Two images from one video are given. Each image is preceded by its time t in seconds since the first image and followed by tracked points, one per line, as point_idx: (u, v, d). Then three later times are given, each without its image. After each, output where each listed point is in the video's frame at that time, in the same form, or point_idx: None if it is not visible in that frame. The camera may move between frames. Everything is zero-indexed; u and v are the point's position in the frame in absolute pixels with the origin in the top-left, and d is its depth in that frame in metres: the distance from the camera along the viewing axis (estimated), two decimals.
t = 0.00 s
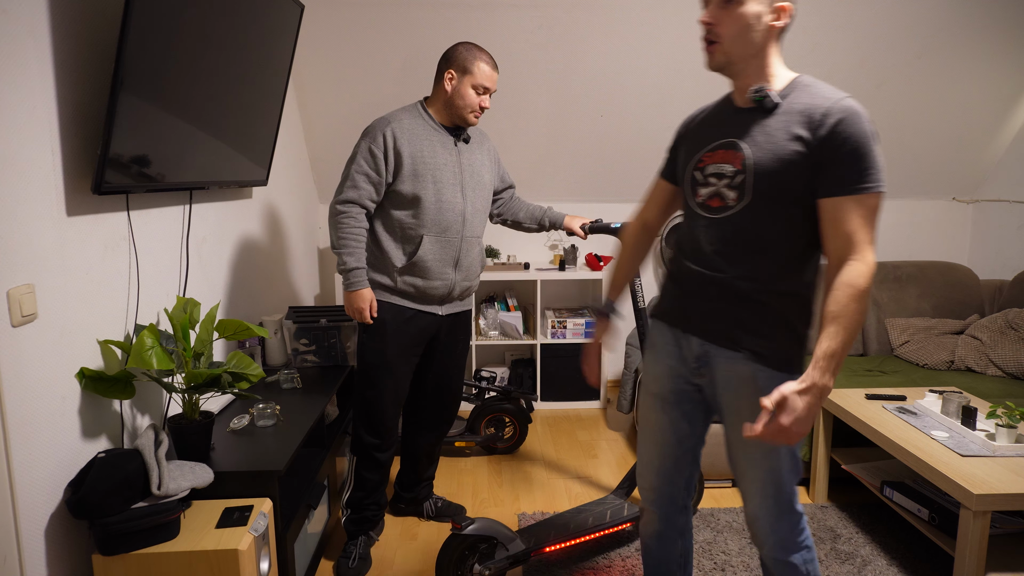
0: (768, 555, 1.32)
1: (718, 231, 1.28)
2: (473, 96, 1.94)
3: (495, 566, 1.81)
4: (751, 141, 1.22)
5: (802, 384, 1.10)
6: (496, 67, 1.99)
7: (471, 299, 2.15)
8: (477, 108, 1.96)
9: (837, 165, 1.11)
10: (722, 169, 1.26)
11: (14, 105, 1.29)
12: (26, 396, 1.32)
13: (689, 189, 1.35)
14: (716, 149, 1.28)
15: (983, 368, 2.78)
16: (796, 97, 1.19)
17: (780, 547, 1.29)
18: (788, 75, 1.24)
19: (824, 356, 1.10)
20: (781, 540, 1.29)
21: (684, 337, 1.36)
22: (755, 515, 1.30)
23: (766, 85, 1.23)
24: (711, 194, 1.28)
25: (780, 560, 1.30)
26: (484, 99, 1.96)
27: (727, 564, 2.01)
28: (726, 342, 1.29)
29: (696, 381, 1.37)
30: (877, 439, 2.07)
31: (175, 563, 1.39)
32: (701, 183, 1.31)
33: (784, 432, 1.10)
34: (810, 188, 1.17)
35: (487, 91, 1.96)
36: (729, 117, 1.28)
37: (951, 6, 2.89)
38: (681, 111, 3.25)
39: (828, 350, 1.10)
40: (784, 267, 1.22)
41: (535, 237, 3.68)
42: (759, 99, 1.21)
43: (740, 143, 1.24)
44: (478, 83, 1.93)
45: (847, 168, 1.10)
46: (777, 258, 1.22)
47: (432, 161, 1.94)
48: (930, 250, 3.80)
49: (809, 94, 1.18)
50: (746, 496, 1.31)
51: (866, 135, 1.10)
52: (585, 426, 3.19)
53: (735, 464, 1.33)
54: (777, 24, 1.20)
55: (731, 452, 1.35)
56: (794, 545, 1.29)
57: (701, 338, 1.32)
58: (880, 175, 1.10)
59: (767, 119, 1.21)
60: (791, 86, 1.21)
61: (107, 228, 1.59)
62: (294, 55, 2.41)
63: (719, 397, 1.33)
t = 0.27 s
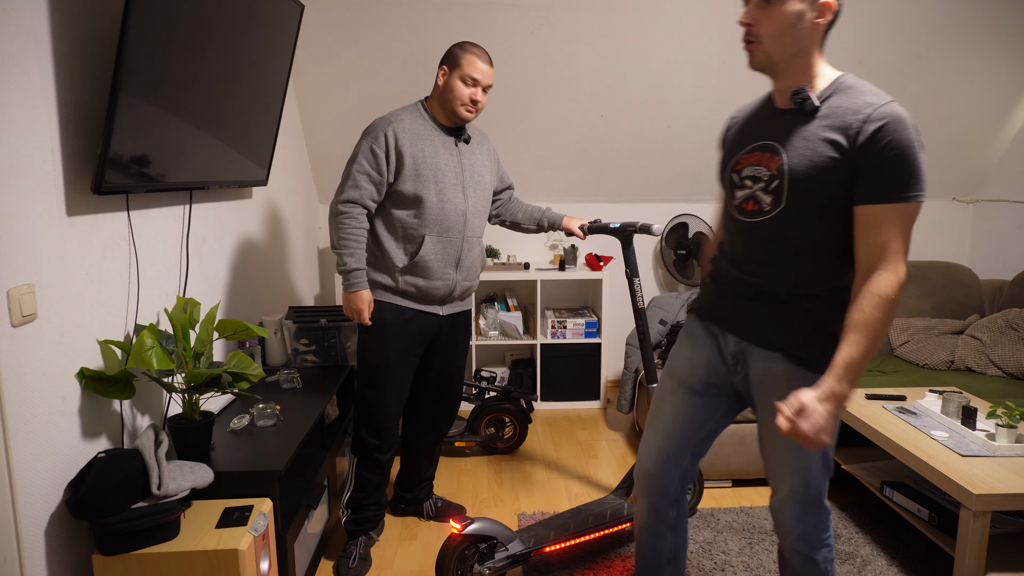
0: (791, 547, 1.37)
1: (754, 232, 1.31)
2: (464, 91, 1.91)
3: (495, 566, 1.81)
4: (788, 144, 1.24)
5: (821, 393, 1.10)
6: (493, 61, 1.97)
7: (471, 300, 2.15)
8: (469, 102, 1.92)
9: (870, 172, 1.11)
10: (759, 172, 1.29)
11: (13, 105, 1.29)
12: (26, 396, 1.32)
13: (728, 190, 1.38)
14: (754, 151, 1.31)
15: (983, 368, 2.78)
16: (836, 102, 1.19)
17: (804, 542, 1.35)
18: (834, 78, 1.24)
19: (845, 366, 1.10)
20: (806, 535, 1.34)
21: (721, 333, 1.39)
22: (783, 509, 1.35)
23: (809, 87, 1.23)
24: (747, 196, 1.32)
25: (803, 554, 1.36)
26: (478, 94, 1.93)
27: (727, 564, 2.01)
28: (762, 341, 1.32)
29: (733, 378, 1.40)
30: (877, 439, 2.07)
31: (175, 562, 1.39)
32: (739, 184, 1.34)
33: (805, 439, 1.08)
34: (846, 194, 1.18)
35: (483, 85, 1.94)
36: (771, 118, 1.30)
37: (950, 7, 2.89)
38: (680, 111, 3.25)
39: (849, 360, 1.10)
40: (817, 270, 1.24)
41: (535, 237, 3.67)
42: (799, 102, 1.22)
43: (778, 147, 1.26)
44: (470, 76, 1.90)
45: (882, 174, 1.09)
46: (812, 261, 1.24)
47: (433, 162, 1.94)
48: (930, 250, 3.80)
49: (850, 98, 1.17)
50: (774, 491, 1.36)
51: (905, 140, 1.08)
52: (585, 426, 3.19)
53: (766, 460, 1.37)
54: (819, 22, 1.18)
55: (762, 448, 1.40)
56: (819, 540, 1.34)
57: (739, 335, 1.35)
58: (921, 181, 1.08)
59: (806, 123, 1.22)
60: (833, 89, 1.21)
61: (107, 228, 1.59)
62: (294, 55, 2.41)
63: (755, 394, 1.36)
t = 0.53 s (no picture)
0: (799, 542, 1.39)
1: (775, 229, 1.30)
2: (451, 85, 1.90)
3: (495, 566, 1.81)
4: (813, 138, 1.22)
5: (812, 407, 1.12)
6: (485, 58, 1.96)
7: (471, 300, 2.14)
8: (457, 96, 1.91)
9: (879, 163, 1.06)
10: (785, 167, 1.28)
11: (13, 105, 1.29)
12: (26, 396, 1.32)
13: (757, 186, 1.37)
14: (781, 147, 1.30)
15: (983, 368, 2.78)
16: (863, 95, 1.15)
17: (811, 536, 1.37)
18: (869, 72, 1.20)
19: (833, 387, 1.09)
20: (815, 531, 1.36)
21: (739, 326, 1.41)
22: (794, 504, 1.37)
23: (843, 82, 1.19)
24: (774, 192, 1.30)
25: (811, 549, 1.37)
26: (467, 88, 1.90)
27: (727, 564, 2.01)
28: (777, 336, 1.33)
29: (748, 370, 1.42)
30: (877, 440, 2.07)
31: (175, 562, 1.39)
32: (766, 180, 1.33)
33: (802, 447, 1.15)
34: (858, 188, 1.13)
35: (472, 78, 1.91)
36: (801, 113, 1.28)
37: (950, 7, 2.89)
38: (681, 111, 3.25)
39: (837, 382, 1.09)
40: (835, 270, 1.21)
41: (535, 237, 3.67)
42: (827, 96, 1.20)
43: (802, 142, 1.24)
44: (457, 71, 1.89)
45: (888, 164, 1.04)
46: (829, 258, 1.21)
47: (434, 161, 1.94)
48: (930, 250, 3.80)
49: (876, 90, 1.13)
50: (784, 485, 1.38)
51: (917, 129, 1.03)
52: (585, 426, 3.19)
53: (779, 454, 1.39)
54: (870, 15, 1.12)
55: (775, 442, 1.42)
56: (827, 536, 1.36)
57: (756, 328, 1.36)
58: (935, 174, 1.01)
59: (832, 117, 1.19)
60: (865, 82, 1.17)
61: (107, 228, 1.59)
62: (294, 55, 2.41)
63: (769, 388, 1.38)
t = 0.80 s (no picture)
0: (798, 542, 1.39)
1: (782, 228, 1.32)
2: (449, 84, 1.90)
3: (495, 566, 1.81)
4: (827, 139, 1.25)
5: (764, 339, 1.18)
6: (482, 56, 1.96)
7: (471, 300, 2.14)
8: (455, 95, 1.91)
9: (899, 173, 1.12)
10: (795, 166, 1.30)
11: (13, 105, 1.29)
12: (26, 396, 1.32)
13: (763, 183, 1.39)
14: (793, 146, 1.32)
15: (983, 369, 2.78)
16: (880, 102, 1.19)
17: (812, 537, 1.37)
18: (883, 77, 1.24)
19: (797, 332, 1.16)
20: (815, 530, 1.36)
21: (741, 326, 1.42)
22: (793, 504, 1.37)
23: (860, 85, 1.23)
24: (782, 190, 1.33)
25: (811, 549, 1.37)
26: (465, 86, 1.91)
27: (727, 564, 2.01)
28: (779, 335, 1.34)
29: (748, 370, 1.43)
30: (877, 440, 2.07)
31: (175, 562, 1.39)
32: (775, 178, 1.35)
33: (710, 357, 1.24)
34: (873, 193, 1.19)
35: (469, 75, 1.91)
36: (815, 114, 1.31)
37: (950, 7, 2.89)
38: (681, 111, 3.26)
39: (806, 329, 1.16)
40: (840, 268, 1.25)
41: (535, 237, 3.67)
42: (843, 99, 1.22)
43: (816, 142, 1.27)
44: (455, 70, 1.89)
45: (907, 172, 1.11)
46: (838, 257, 1.25)
47: (434, 160, 1.94)
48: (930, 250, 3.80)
49: (896, 98, 1.18)
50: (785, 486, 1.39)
51: (936, 141, 1.09)
52: (585, 426, 3.19)
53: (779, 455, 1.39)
54: (889, 24, 1.20)
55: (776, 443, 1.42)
56: (826, 536, 1.36)
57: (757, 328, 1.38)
58: (951, 186, 1.08)
59: (848, 121, 1.23)
60: (881, 88, 1.21)
61: (107, 228, 1.59)
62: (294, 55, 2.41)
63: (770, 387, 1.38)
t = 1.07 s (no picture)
0: (794, 542, 1.38)
1: (770, 230, 1.33)
2: (448, 85, 1.90)
3: (495, 566, 1.82)
4: (816, 141, 1.25)
5: (764, 334, 1.19)
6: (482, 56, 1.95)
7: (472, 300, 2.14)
8: (454, 97, 1.91)
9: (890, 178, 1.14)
10: (784, 167, 1.31)
11: (13, 105, 1.28)
12: (26, 396, 1.32)
13: (750, 183, 1.39)
14: (781, 147, 1.33)
15: (983, 368, 2.78)
16: (868, 105, 1.20)
17: (807, 537, 1.36)
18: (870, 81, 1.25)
19: (796, 328, 1.18)
20: (810, 529, 1.35)
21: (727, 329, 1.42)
22: (786, 504, 1.37)
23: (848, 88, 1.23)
24: (770, 191, 1.33)
25: (808, 549, 1.36)
26: (464, 87, 1.90)
27: (727, 564, 2.01)
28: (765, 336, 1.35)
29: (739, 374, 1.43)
30: (877, 440, 2.07)
31: (175, 563, 1.39)
32: (762, 179, 1.35)
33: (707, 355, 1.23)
34: (862, 196, 1.21)
35: (468, 77, 1.91)
36: (801, 115, 1.31)
37: (950, 7, 2.90)
38: (681, 111, 3.25)
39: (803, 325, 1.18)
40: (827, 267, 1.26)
41: (535, 237, 3.67)
42: (832, 102, 1.22)
43: (804, 144, 1.28)
44: (454, 71, 1.89)
45: (899, 178, 1.13)
46: (828, 258, 1.25)
47: (435, 160, 1.94)
48: (931, 250, 3.80)
49: (884, 102, 1.19)
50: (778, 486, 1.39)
51: (926, 146, 1.11)
52: (585, 426, 3.19)
53: (771, 455, 1.39)
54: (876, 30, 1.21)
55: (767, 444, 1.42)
56: (822, 535, 1.35)
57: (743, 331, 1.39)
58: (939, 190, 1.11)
59: (837, 123, 1.23)
60: (868, 91, 1.22)
61: (107, 228, 1.59)
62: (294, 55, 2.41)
63: (759, 388, 1.38)
